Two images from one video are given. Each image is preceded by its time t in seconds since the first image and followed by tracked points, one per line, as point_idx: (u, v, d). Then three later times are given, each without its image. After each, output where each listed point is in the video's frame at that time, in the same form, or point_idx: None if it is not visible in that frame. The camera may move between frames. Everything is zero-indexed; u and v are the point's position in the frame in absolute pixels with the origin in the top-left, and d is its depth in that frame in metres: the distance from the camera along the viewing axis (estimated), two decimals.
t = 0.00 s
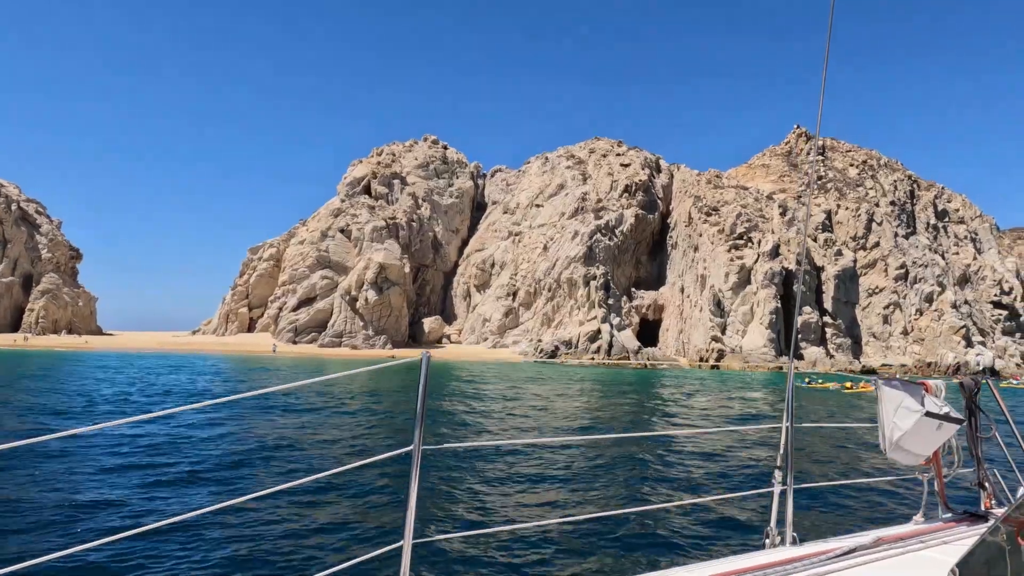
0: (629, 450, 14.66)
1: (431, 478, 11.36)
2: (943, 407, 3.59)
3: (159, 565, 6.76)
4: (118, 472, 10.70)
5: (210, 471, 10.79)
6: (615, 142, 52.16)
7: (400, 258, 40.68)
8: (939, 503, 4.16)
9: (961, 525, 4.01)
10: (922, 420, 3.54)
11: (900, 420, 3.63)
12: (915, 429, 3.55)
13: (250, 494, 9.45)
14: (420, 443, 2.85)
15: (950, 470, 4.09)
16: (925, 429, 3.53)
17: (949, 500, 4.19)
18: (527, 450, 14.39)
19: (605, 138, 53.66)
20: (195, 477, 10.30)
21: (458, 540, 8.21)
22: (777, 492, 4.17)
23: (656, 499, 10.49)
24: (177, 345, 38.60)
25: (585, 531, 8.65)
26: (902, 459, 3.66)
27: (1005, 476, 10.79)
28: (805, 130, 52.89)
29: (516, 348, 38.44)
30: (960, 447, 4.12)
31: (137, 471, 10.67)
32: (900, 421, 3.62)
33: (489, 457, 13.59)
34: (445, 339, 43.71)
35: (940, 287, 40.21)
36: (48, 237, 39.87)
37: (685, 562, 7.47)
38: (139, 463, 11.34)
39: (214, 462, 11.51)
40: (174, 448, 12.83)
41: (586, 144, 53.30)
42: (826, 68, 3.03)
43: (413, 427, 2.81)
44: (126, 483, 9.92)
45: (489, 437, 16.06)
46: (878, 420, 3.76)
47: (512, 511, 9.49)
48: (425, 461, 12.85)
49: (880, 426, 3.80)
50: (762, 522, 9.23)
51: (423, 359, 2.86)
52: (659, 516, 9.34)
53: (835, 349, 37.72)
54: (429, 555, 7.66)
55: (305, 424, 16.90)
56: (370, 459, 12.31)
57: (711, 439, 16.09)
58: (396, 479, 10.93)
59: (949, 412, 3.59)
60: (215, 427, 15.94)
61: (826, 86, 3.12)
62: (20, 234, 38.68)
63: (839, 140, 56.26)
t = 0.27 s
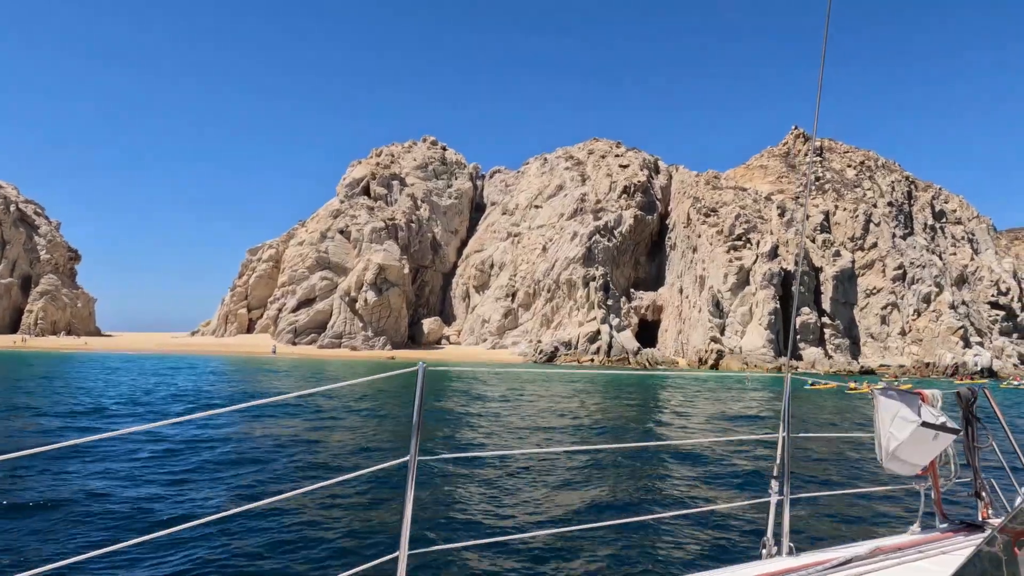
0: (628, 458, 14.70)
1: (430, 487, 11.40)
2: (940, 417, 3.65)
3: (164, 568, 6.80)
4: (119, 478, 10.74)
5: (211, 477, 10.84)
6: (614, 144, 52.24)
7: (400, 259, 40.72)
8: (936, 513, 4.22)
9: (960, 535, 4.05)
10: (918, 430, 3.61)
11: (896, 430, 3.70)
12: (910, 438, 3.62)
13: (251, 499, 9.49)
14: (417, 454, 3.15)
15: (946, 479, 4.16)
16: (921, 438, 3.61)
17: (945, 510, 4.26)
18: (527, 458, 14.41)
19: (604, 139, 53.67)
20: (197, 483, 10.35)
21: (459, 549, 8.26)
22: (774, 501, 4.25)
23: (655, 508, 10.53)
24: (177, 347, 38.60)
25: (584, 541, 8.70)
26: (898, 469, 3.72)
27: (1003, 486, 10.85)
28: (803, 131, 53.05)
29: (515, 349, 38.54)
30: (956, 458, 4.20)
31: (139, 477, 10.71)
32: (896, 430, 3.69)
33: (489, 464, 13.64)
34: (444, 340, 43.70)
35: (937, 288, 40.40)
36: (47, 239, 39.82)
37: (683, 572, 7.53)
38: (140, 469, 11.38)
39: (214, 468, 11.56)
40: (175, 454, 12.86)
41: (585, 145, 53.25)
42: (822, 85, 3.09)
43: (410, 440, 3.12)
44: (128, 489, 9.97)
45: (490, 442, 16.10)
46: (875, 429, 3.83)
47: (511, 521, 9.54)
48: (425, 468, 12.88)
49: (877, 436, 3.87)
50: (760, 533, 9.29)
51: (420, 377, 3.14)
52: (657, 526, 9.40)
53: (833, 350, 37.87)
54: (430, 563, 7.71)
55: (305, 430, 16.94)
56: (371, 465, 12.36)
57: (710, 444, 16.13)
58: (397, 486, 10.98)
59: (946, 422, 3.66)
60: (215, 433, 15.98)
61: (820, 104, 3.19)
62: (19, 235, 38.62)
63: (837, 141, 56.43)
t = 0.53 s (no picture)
0: (628, 460, 14.71)
1: (430, 490, 11.40)
2: (936, 418, 3.68)
3: (162, 568, 6.80)
4: (118, 479, 10.73)
5: (210, 479, 10.83)
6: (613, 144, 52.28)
7: (400, 260, 40.80)
8: (933, 513, 4.27)
9: (956, 536, 4.09)
10: (915, 431, 3.62)
11: (893, 432, 3.71)
12: (908, 439, 3.63)
13: (251, 499, 9.50)
14: (411, 457, 3.10)
15: (943, 479, 4.21)
16: (918, 440, 3.61)
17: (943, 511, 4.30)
18: (528, 460, 14.41)
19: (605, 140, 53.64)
20: (196, 484, 10.35)
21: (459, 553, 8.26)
22: (772, 503, 4.30)
23: (654, 512, 10.55)
24: (176, 347, 38.61)
25: (583, 545, 8.71)
26: (895, 470, 3.75)
27: (1002, 484, 10.91)
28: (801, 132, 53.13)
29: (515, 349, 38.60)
30: (951, 458, 4.25)
31: (138, 479, 10.71)
32: (893, 432, 3.70)
33: (489, 466, 13.64)
34: (444, 341, 43.65)
35: (936, 288, 40.52)
36: (46, 239, 39.80)
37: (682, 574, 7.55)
38: (139, 471, 11.38)
39: (214, 470, 11.55)
40: (174, 456, 12.86)
41: (585, 146, 53.09)
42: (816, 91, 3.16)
43: (405, 444, 3.08)
44: (127, 490, 9.96)
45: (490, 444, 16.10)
46: (873, 431, 3.85)
47: (509, 524, 9.55)
48: (425, 470, 12.88)
49: (874, 438, 3.89)
50: (761, 535, 9.30)
51: (416, 377, 3.12)
52: (656, 528, 9.44)
53: (833, 351, 38.01)
54: (429, 566, 7.72)
55: (304, 432, 16.94)
56: (371, 467, 12.36)
57: (711, 446, 16.15)
58: (395, 487, 10.97)
59: (943, 423, 3.68)
60: (214, 434, 15.97)
61: (814, 107, 3.20)
62: (19, 236, 38.59)
63: (836, 142, 56.51)
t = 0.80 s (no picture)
0: (627, 455, 14.77)
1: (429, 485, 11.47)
2: (938, 409, 3.70)
3: (164, 567, 6.86)
4: (120, 480, 10.79)
5: (212, 479, 10.89)
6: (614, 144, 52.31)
7: (402, 260, 40.89)
8: (935, 504, 4.30)
9: (958, 527, 4.12)
10: (917, 423, 3.64)
11: (895, 423, 3.73)
12: (909, 431, 3.66)
13: (252, 501, 9.55)
14: (413, 453, 3.12)
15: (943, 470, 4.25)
16: (920, 431, 3.64)
17: (944, 502, 4.34)
18: (528, 455, 14.49)
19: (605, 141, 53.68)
20: (197, 485, 10.41)
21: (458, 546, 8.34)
22: (774, 496, 4.36)
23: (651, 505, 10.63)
24: (179, 347, 38.69)
25: (582, 537, 8.79)
26: (897, 462, 3.77)
27: (1004, 476, 10.96)
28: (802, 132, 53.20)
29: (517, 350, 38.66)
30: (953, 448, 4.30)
31: (140, 479, 10.76)
32: (895, 424, 3.72)
33: (489, 461, 13.71)
34: (446, 341, 43.63)
35: (937, 288, 40.61)
36: (48, 240, 39.85)
37: (681, 569, 7.62)
38: (141, 472, 11.43)
39: (215, 470, 11.61)
40: (175, 455, 12.91)
41: (585, 146, 53.00)
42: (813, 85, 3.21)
43: (407, 439, 3.08)
44: (128, 491, 10.02)
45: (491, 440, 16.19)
46: (874, 423, 3.87)
47: (512, 518, 9.61)
48: (425, 466, 12.95)
49: (875, 429, 3.91)
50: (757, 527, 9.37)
51: (418, 373, 3.13)
52: (659, 521, 9.51)
53: (834, 351, 38.09)
54: (432, 560, 7.78)
55: (306, 430, 17.00)
56: (371, 463, 12.42)
57: (713, 443, 16.20)
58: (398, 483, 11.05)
59: (945, 414, 3.70)
60: (216, 433, 16.03)
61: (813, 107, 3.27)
62: (21, 237, 38.63)
63: (836, 142, 56.58)
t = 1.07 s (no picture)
0: (631, 449, 14.82)
1: (433, 480, 11.55)
2: (945, 400, 3.74)
3: (169, 566, 6.92)
4: (126, 473, 10.88)
5: (217, 473, 10.99)
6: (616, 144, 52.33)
7: (404, 261, 41.00)
8: (940, 495, 4.36)
9: (962, 517, 4.18)
10: (923, 413, 3.69)
11: (901, 414, 3.79)
12: (914, 421, 3.72)
13: (257, 496, 9.64)
14: (419, 443, 3.16)
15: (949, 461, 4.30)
16: (925, 422, 3.69)
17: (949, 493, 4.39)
18: (531, 452, 14.54)
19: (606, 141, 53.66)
20: (203, 478, 10.50)
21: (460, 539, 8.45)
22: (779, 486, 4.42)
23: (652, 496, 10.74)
24: (182, 348, 38.76)
25: (584, 530, 8.89)
26: (903, 452, 3.83)
27: (1007, 469, 11.01)
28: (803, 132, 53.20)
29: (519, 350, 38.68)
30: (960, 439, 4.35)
31: (145, 473, 10.85)
32: (901, 414, 3.77)
33: (492, 458, 13.77)
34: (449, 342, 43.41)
35: (939, 288, 40.65)
36: (53, 241, 39.93)
37: (684, 560, 7.69)
38: (147, 464, 11.53)
39: (221, 463, 11.69)
40: (181, 450, 13.00)
41: (587, 147, 52.92)
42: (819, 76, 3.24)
43: (413, 430, 3.12)
44: (135, 483, 10.11)
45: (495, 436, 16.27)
46: (879, 414, 3.93)
47: (516, 511, 9.68)
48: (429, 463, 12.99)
49: (881, 420, 3.97)
50: (758, 518, 9.47)
51: (424, 363, 3.18)
52: (662, 513, 9.57)
53: (837, 350, 38.12)
54: (437, 552, 7.86)
55: (310, 426, 17.06)
56: (375, 460, 12.48)
57: (716, 438, 16.26)
58: (402, 482, 11.11)
59: (951, 404, 3.74)
60: (221, 428, 16.11)
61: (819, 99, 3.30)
62: (24, 238, 38.78)
63: (838, 141, 56.58)
